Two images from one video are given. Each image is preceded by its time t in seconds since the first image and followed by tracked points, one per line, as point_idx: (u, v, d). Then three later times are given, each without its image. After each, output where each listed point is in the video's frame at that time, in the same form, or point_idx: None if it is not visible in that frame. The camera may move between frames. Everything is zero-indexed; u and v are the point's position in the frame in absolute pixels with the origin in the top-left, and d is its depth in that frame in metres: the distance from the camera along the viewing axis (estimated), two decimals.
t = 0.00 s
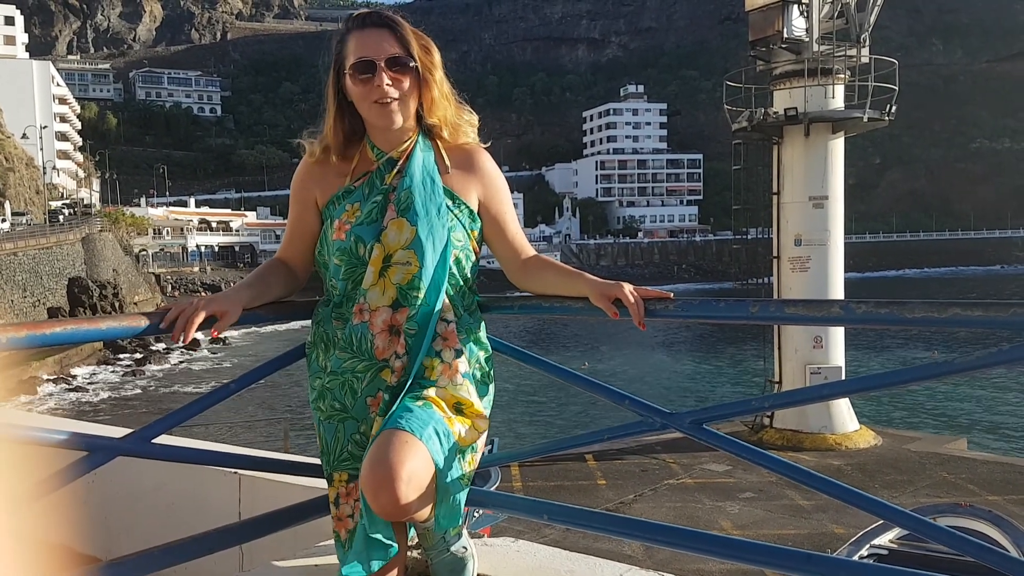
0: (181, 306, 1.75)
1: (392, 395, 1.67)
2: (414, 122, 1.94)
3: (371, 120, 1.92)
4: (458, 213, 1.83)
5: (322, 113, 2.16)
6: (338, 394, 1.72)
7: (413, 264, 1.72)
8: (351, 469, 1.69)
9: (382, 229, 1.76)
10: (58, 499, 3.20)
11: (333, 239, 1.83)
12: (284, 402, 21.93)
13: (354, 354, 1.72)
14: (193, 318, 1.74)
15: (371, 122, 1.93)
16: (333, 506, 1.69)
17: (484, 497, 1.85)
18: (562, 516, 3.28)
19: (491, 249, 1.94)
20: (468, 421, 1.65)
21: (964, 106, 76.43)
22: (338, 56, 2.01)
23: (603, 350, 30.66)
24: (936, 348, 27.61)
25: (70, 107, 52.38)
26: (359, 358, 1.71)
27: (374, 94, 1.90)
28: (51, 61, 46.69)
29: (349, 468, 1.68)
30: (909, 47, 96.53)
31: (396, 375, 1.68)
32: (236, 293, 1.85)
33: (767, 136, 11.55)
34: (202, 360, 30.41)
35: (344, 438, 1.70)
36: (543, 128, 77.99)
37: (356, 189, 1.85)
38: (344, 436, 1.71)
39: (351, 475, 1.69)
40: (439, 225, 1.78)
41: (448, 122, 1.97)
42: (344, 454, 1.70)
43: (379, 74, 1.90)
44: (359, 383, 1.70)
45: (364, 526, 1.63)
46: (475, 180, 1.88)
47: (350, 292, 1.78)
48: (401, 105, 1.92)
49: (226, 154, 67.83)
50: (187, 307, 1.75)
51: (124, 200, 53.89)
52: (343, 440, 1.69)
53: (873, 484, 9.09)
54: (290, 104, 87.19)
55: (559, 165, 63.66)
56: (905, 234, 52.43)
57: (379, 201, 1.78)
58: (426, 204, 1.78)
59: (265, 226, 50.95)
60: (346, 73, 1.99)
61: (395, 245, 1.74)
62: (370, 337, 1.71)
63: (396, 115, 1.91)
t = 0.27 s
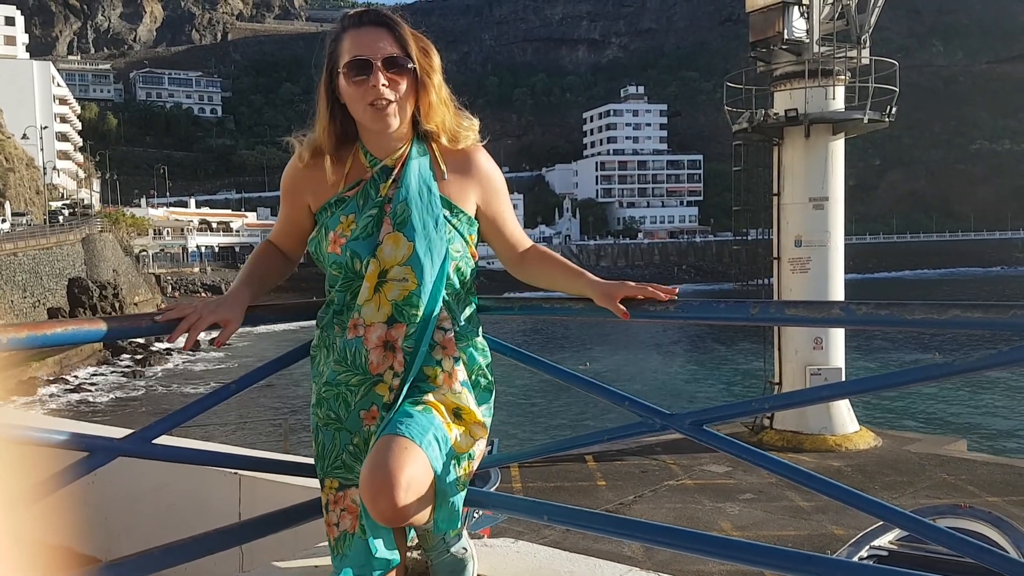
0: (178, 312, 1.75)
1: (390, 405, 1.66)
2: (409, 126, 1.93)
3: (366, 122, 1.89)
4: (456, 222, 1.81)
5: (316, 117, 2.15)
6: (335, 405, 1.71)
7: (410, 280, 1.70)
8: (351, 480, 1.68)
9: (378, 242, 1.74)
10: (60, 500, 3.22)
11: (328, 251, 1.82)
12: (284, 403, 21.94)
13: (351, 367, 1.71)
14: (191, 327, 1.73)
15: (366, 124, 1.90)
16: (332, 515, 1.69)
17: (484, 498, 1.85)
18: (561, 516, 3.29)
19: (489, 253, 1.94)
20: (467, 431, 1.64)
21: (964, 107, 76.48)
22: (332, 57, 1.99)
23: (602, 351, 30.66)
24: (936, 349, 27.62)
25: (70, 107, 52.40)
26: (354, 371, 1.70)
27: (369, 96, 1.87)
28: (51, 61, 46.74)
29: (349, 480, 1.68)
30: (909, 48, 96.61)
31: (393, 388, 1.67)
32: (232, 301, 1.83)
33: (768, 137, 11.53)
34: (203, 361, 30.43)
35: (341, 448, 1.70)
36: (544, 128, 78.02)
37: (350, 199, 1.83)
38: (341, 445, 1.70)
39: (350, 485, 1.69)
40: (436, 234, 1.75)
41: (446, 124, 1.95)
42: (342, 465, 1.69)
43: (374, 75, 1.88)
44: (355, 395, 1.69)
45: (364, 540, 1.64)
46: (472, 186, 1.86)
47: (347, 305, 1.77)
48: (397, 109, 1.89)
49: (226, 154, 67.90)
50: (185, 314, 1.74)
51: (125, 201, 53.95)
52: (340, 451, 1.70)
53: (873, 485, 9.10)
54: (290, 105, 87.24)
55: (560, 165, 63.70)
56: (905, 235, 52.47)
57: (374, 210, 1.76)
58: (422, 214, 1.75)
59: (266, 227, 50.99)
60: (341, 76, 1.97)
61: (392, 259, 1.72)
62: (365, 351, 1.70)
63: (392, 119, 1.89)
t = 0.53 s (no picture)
0: (164, 312, 1.70)
1: (383, 402, 1.58)
2: (402, 114, 1.84)
3: (358, 107, 1.80)
4: (447, 213, 1.73)
5: (306, 106, 2.07)
6: (326, 406, 1.64)
7: (398, 272, 1.63)
8: (344, 486, 1.61)
9: (367, 233, 1.66)
10: (61, 497, 3.22)
11: (316, 243, 1.74)
12: (281, 404, 21.93)
13: (342, 364, 1.63)
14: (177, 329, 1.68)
15: (355, 108, 1.81)
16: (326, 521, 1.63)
17: (478, 501, 1.86)
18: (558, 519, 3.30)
19: (485, 249, 1.88)
20: (462, 437, 1.58)
21: (962, 112, 76.63)
22: (328, 40, 1.91)
23: (600, 353, 30.64)
24: (933, 352, 27.65)
25: (69, 107, 52.42)
26: (345, 368, 1.62)
27: (362, 80, 1.79)
28: (50, 61, 46.67)
29: (343, 483, 1.61)
30: (907, 52, 96.72)
31: (385, 386, 1.59)
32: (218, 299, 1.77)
33: (765, 140, 11.55)
34: (200, 362, 30.38)
35: (333, 449, 1.62)
36: (542, 131, 78.08)
37: (341, 186, 1.74)
38: (331, 447, 1.63)
39: (343, 489, 1.62)
40: (428, 230, 1.67)
41: (439, 114, 1.87)
42: (332, 469, 1.62)
43: (369, 56, 1.79)
44: (346, 394, 1.61)
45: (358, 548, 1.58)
46: (466, 179, 1.79)
47: (334, 299, 1.69)
48: (389, 93, 1.81)
49: (224, 155, 67.85)
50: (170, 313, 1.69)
51: (123, 201, 53.91)
52: (332, 453, 1.62)
53: (870, 489, 9.11)
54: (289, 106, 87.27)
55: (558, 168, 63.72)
56: (902, 239, 52.53)
57: (364, 200, 1.68)
58: (413, 206, 1.67)
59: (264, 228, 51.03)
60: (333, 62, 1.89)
61: (381, 250, 1.64)
62: (357, 346, 1.62)
63: (387, 100, 1.80)
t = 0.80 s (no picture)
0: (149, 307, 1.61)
1: (376, 387, 1.47)
2: (401, 103, 1.75)
3: (355, 94, 1.71)
4: (442, 196, 1.62)
5: (304, 97, 1.98)
6: (320, 393, 1.53)
7: (389, 247, 1.50)
8: (335, 475, 1.49)
9: (357, 210, 1.55)
10: (62, 499, 3.24)
11: (303, 221, 1.63)
12: (279, 409, 21.92)
13: (333, 346, 1.52)
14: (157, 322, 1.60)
15: (354, 94, 1.74)
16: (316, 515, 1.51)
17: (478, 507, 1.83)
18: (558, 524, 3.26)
19: (482, 240, 1.79)
20: (460, 428, 1.48)
21: (960, 120, 76.85)
22: (332, 29, 1.83)
23: (598, 360, 30.66)
24: (931, 360, 27.68)
25: (68, 112, 52.51)
26: (336, 351, 1.51)
27: (359, 66, 1.70)
28: (50, 66, 46.80)
29: (332, 472, 1.49)
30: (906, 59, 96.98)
31: (381, 371, 1.47)
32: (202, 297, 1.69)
33: (764, 147, 11.56)
34: (198, 366, 30.37)
35: (326, 438, 1.51)
36: (541, 137, 78.23)
37: (330, 170, 1.65)
38: (323, 437, 1.51)
39: (333, 482, 1.50)
40: (420, 205, 1.54)
41: (439, 104, 1.78)
42: (325, 459, 1.51)
43: (369, 45, 1.71)
44: (339, 378, 1.50)
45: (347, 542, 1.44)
46: (462, 168, 1.70)
47: (322, 279, 1.57)
48: (386, 79, 1.72)
49: (224, 160, 67.97)
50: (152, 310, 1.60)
51: (122, 206, 54.01)
52: (325, 443, 1.51)
53: (868, 496, 9.11)
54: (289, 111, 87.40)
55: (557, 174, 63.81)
56: (900, 247, 52.60)
57: (355, 178, 1.57)
58: (404, 182, 1.55)
59: (263, 233, 51.10)
60: (334, 50, 1.81)
61: (371, 226, 1.52)
62: (347, 328, 1.50)
63: (383, 86, 1.71)
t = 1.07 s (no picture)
0: (143, 317, 1.61)
1: (375, 393, 1.46)
2: (397, 114, 1.75)
3: (351, 103, 1.71)
4: (437, 201, 1.61)
5: (299, 107, 1.97)
6: (318, 400, 1.50)
7: (388, 250, 1.49)
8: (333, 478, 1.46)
9: (354, 215, 1.54)
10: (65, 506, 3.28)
11: (299, 227, 1.60)
12: (278, 415, 21.89)
13: (331, 351, 1.50)
14: (146, 335, 1.59)
15: (349, 108, 1.72)
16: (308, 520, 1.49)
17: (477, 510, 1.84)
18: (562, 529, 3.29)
19: (479, 248, 1.78)
20: (455, 432, 1.48)
21: (960, 128, 77.00)
22: (328, 39, 1.82)
23: (598, 367, 30.66)
24: (932, 369, 27.68)
25: (69, 117, 52.57)
26: (337, 356, 1.49)
27: (357, 73, 1.69)
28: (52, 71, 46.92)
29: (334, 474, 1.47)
30: (906, 68, 97.16)
31: (384, 378, 1.46)
32: (192, 306, 1.67)
33: (764, 155, 11.59)
34: (198, 372, 30.35)
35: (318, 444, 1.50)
36: (542, 144, 78.34)
37: (327, 177, 1.64)
38: (323, 447, 1.50)
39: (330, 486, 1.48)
40: (418, 211, 1.55)
41: (433, 117, 1.79)
42: (321, 466, 1.49)
43: (366, 57, 1.70)
44: (341, 384, 1.48)
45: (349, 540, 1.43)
46: (457, 176, 1.70)
47: (320, 286, 1.53)
48: (383, 92, 1.71)
49: (225, 166, 68.06)
50: (143, 324, 1.60)
51: (123, 211, 54.10)
52: (324, 450, 1.49)
53: (868, 504, 9.10)
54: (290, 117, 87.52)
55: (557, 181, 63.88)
56: (900, 255, 52.59)
57: (353, 186, 1.55)
58: (402, 187, 1.55)
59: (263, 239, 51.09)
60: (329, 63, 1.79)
61: (371, 231, 1.51)
62: (349, 331, 1.49)
63: (379, 97, 1.70)
